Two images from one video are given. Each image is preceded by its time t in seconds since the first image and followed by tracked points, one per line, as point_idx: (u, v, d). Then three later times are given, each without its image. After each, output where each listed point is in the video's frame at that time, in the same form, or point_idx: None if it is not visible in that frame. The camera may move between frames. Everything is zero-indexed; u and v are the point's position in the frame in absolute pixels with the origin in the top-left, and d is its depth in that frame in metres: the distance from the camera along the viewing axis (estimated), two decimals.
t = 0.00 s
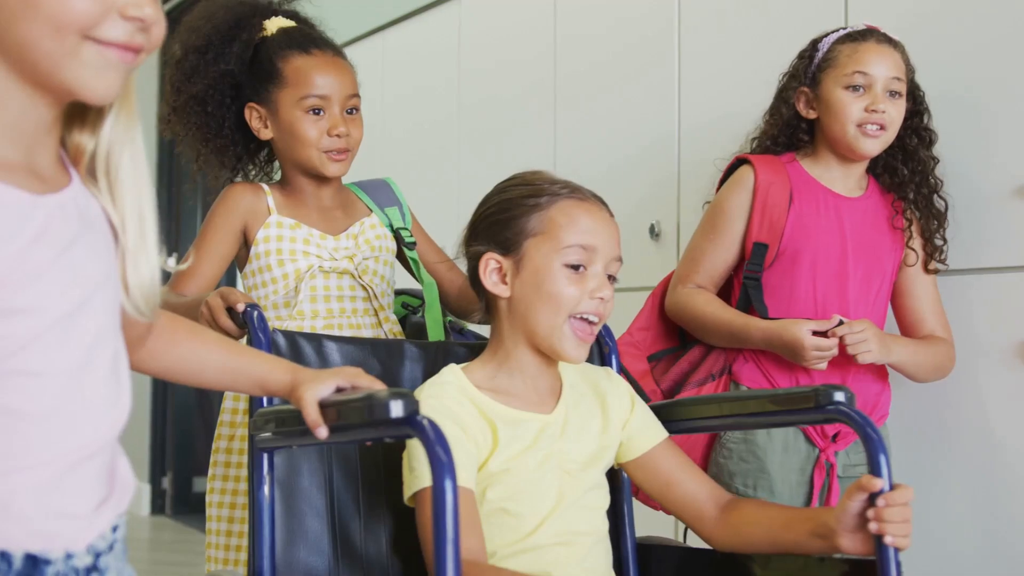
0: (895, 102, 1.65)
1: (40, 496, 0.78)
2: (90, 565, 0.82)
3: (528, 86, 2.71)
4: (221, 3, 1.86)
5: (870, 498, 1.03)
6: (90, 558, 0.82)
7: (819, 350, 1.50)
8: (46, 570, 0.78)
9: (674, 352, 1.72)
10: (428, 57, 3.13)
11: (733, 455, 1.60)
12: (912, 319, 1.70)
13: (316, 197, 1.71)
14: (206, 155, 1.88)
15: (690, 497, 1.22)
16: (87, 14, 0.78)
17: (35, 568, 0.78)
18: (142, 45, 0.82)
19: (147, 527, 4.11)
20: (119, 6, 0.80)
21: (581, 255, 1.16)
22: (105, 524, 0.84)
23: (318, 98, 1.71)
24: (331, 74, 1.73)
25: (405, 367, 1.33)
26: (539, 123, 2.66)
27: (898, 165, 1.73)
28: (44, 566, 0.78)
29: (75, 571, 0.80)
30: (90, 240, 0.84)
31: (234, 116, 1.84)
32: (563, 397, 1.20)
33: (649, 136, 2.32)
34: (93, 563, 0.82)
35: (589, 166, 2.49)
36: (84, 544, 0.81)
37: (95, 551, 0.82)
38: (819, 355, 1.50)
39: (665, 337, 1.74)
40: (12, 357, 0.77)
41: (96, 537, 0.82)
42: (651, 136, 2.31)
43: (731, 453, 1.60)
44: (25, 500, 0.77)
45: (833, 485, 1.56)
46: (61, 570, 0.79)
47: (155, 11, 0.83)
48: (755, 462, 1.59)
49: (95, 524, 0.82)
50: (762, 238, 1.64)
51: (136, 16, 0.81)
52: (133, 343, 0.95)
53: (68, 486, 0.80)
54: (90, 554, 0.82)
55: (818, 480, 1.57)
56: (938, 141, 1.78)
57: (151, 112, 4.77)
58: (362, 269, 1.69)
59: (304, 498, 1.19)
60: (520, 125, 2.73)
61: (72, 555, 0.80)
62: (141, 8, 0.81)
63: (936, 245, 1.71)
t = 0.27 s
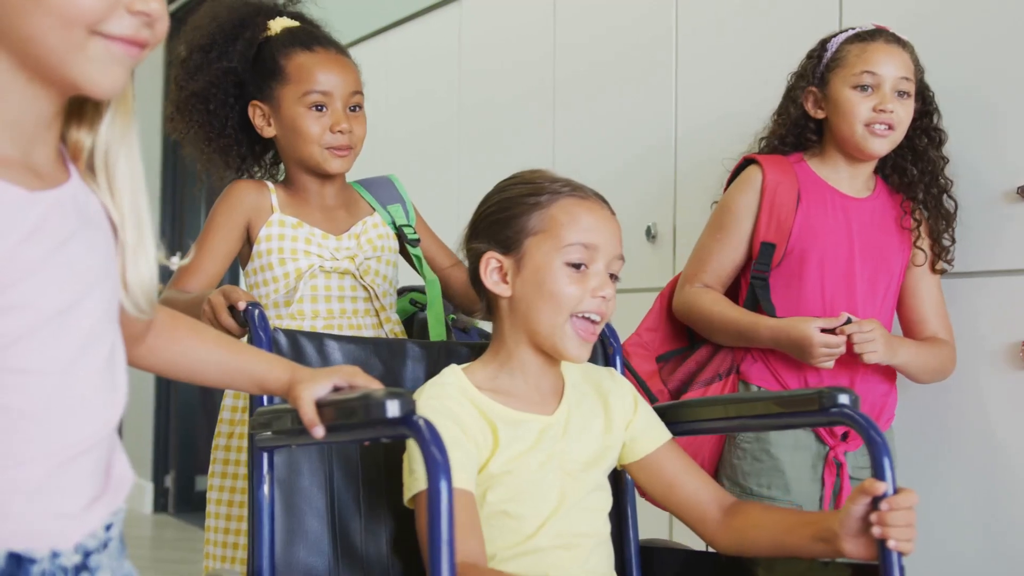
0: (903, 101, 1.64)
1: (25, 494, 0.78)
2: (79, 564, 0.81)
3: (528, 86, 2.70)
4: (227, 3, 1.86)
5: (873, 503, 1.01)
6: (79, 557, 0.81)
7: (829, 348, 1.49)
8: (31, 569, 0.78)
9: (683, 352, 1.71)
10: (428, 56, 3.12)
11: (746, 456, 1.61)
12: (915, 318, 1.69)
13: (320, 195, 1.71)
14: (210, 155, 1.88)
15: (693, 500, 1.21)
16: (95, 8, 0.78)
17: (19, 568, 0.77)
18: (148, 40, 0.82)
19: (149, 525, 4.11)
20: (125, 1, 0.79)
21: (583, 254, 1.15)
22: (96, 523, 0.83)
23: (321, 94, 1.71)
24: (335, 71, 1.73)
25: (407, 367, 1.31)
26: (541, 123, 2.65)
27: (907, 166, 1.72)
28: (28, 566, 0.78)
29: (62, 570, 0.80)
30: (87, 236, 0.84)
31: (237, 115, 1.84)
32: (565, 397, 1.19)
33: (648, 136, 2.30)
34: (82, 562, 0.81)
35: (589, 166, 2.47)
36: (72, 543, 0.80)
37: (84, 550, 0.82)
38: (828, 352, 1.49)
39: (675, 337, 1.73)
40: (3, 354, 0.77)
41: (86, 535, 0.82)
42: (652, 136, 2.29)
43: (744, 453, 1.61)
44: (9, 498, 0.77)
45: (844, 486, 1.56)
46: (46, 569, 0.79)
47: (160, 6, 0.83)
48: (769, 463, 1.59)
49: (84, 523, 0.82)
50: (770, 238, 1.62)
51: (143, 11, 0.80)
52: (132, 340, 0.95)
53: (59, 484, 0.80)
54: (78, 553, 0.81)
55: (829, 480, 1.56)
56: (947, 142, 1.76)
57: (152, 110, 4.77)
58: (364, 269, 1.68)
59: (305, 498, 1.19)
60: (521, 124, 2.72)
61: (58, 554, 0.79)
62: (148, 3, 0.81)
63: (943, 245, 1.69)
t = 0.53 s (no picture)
0: (911, 101, 1.63)
1: (14, 494, 0.78)
2: (69, 565, 0.81)
3: (528, 84, 2.69)
4: (235, 6, 1.88)
5: (879, 505, 1.00)
6: (70, 558, 0.81)
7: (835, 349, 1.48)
8: (18, 570, 0.78)
9: (690, 355, 1.71)
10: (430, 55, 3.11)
11: (756, 456, 1.61)
12: (919, 319, 1.68)
13: (327, 194, 1.70)
14: (217, 156, 1.87)
15: (699, 502, 1.20)
16: (103, 5, 0.77)
17: (6, 568, 0.77)
18: (153, 38, 0.81)
19: (153, 523, 4.12)
20: None
21: (585, 252, 1.15)
22: (89, 523, 0.83)
23: (327, 91, 1.70)
24: (341, 69, 1.72)
25: (411, 367, 1.30)
26: (542, 123, 2.63)
27: (916, 167, 1.70)
28: (15, 567, 0.78)
29: (51, 571, 0.80)
30: (83, 235, 0.83)
31: (243, 116, 1.84)
32: (569, 398, 1.18)
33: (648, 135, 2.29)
34: (72, 564, 0.81)
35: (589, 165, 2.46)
36: (62, 544, 0.81)
37: (75, 551, 0.82)
38: (835, 351, 1.48)
39: (683, 340, 1.73)
40: None
41: (77, 536, 0.82)
42: (653, 135, 2.28)
43: (754, 454, 1.61)
44: None
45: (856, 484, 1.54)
46: (34, 570, 0.79)
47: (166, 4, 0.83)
48: (779, 463, 1.58)
49: (75, 524, 0.82)
50: (776, 241, 1.62)
51: (149, 8, 0.80)
52: (132, 337, 0.94)
53: (50, 484, 0.80)
54: (68, 555, 0.81)
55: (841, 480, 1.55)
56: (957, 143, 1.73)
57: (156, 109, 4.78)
58: (371, 271, 1.67)
59: (307, 498, 1.18)
60: (523, 124, 2.70)
61: (46, 555, 0.79)
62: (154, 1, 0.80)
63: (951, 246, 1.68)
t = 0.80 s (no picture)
0: (914, 98, 1.62)
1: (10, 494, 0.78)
2: (64, 565, 0.81)
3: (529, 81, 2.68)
4: (242, 5, 1.87)
5: (884, 504, 0.99)
6: (65, 558, 0.81)
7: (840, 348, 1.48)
8: (12, 570, 0.78)
9: (694, 355, 1.70)
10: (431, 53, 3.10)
11: (762, 454, 1.60)
12: (921, 318, 1.67)
13: (333, 194, 1.69)
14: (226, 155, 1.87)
15: (703, 500, 1.20)
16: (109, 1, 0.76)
17: None
18: (157, 34, 0.80)
19: (156, 520, 4.13)
20: None
21: (587, 249, 1.14)
22: (85, 523, 0.83)
23: (335, 88, 1.69)
24: (348, 67, 1.71)
25: (413, 366, 1.29)
26: (544, 121, 2.62)
27: (921, 165, 1.70)
28: (9, 567, 0.78)
29: (45, 571, 0.79)
30: (81, 233, 0.83)
31: (251, 115, 1.84)
32: (571, 398, 1.18)
33: (650, 132, 2.27)
34: (68, 564, 0.81)
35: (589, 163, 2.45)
36: (57, 544, 0.80)
37: (70, 551, 0.81)
38: (839, 352, 1.47)
39: (688, 340, 1.72)
40: None
41: (73, 536, 0.82)
42: (654, 132, 2.26)
43: (760, 452, 1.60)
44: None
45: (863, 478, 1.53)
46: (28, 570, 0.78)
47: None
48: (785, 459, 1.57)
49: (71, 524, 0.81)
50: (780, 240, 1.62)
51: (155, 4, 0.79)
52: (129, 334, 0.94)
53: (46, 484, 0.80)
54: (63, 555, 0.81)
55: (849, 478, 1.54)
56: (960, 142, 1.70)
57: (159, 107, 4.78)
58: (376, 271, 1.66)
59: (308, 497, 1.17)
60: (524, 122, 2.69)
61: (40, 555, 0.79)
62: None
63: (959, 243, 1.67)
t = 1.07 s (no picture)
0: (912, 94, 1.61)
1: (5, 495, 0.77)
2: (62, 565, 0.80)
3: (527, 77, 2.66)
4: None
5: (889, 502, 0.98)
6: (62, 558, 0.80)
7: (835, 340, 1.46)
8: (8, 571, 0.76)
9: (694, 353, 1.69)
10: (429, 48, 3.09)
11: (765, 450, 1.58)
12: (921, 314, 1.66)
13: (336, 186, 1.68)
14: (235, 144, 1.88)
15: (705, 498, 1.19)
16: None
17: None
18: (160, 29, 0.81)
19: (154, 516, 4.13)
20: None
21: (585, 246, 1.13)
22: (83, 523, 0.82)
23: (342, 83, 1.68)
24: (356, 61, 1.70)
25: (412, 363, 1.28)
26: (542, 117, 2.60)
27: (922, 160, 1.68)
28: (5, 567, 0.76)
29: (42, 572, 0.78)
30: (75, 229, 0.82)
31: (259, 105, 1.84)
32: (570, 396, 1.17)
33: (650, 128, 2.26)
34: (65, 564, 0.80)
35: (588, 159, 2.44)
36: (55, 544, 0.79)
37: (68, 552, 0.80)
38: (834, 343, 1.46)
39: (688, 338, 1.71)
40: None
41: (70, 536, 0.81)
42: (654, 128, 2.25)
43: (764, 448, 1.58)
44: None
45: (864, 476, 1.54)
46: (25, 571, 0.77)
47: None
48: (789, 454, 1.56)
49: (68, 523, 0.80)
50: (779, 238, 1.62)
51: None
52: (122, 332, 0.93)
53: (42, 482, 0.79)
54: (60, 555, 0.80)
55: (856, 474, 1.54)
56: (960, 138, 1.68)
57: (159, 104, 4.77)
58: (377, 265, 1.65)
59: (307, 494, 1.16)
60: (523, 118, 2.67)
61: (37, 556, 0.78)
62: None
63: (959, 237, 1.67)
